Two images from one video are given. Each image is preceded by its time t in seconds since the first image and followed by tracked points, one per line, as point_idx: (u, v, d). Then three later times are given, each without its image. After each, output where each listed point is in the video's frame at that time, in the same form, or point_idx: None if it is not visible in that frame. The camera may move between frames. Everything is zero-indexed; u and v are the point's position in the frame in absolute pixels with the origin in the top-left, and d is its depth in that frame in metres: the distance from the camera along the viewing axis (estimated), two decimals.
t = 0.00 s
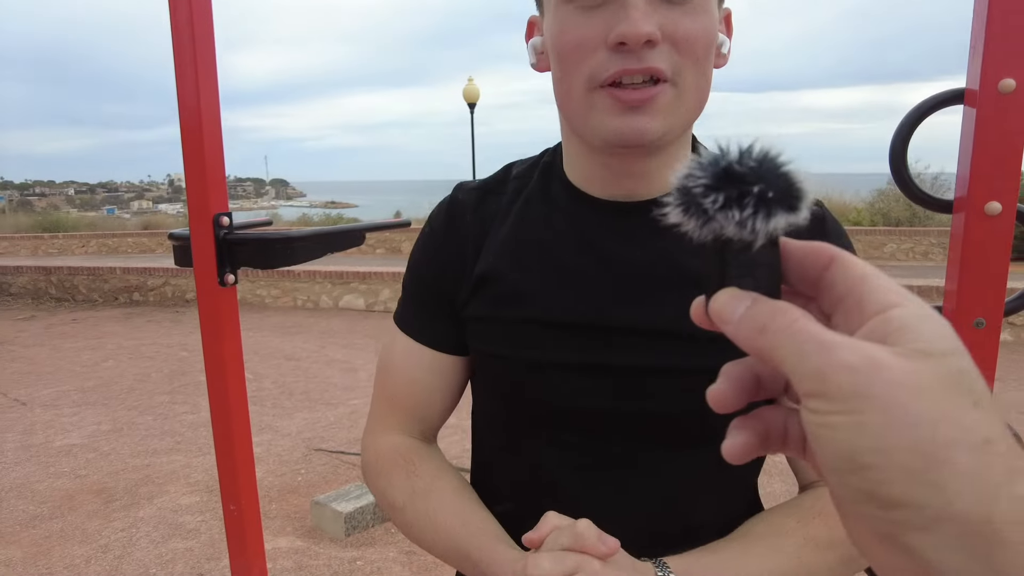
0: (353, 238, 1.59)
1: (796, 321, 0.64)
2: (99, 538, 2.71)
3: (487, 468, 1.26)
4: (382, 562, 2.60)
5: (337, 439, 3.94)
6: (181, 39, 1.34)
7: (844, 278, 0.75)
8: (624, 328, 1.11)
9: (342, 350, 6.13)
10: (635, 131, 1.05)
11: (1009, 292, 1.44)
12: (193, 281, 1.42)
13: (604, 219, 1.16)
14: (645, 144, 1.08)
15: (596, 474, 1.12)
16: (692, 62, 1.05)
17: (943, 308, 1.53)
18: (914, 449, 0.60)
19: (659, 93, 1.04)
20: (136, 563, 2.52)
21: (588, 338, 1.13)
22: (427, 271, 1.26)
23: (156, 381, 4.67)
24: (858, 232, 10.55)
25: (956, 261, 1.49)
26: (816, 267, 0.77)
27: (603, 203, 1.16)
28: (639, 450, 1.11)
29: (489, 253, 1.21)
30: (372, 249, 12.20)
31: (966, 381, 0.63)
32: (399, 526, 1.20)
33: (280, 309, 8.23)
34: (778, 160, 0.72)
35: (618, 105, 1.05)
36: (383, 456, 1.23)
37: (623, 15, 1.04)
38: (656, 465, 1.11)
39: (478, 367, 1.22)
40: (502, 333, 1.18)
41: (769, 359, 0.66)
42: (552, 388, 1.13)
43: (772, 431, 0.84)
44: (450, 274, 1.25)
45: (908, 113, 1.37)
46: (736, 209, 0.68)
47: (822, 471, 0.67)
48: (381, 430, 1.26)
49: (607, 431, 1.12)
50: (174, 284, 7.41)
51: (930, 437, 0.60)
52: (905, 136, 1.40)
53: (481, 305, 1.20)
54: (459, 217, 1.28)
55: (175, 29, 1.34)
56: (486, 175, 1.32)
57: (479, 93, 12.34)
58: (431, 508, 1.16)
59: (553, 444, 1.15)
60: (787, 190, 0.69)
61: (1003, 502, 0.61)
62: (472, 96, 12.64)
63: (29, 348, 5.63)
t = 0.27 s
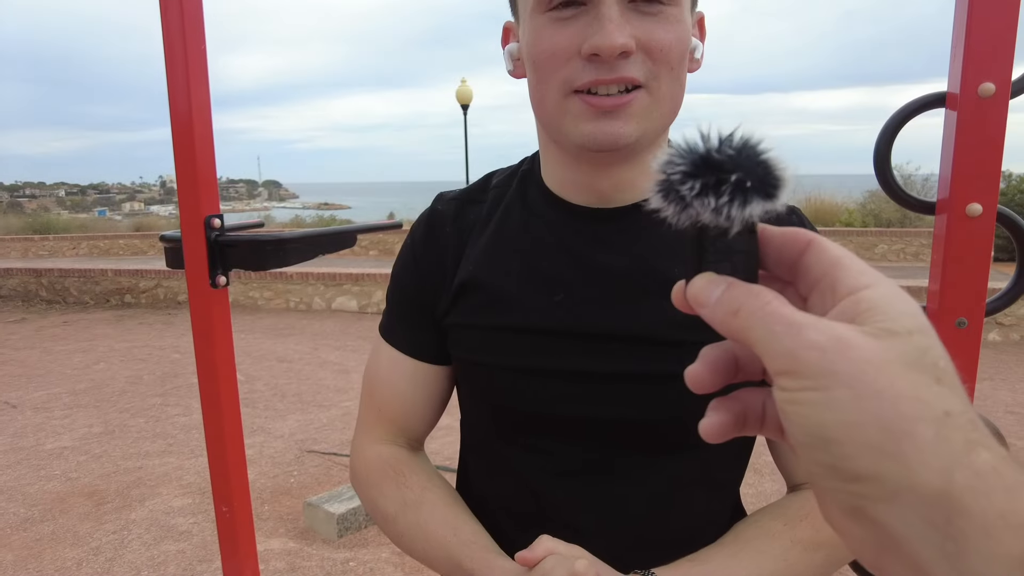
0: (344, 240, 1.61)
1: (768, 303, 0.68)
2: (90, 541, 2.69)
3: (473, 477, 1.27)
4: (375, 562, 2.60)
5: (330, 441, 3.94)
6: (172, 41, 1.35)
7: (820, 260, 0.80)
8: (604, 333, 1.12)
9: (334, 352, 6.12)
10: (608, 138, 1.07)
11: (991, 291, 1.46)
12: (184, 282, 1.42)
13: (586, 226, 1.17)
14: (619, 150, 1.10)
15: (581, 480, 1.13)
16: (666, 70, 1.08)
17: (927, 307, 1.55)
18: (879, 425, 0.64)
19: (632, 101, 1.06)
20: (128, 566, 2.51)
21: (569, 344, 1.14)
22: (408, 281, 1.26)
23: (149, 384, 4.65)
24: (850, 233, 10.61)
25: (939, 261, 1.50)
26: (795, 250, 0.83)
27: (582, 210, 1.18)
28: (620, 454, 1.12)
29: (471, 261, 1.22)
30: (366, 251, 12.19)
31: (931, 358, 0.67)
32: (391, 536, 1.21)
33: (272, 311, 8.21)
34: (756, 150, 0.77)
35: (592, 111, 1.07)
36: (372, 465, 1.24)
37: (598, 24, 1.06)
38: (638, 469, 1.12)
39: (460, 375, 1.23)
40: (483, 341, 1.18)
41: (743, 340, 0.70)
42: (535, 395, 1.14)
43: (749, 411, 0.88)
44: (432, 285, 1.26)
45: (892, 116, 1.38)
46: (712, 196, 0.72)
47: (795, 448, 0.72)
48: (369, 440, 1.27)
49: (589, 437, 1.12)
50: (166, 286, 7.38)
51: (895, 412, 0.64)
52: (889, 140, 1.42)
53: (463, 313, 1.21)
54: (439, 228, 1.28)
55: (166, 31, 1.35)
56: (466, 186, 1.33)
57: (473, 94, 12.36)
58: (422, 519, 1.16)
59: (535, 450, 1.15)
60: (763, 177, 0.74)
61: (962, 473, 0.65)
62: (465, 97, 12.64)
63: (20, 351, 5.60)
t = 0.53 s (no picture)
0: (339, 241, 1.60)
1: (764, 303, 0.69)
2: (83, 543, 2.68)
3: (476, 485, 1.27)
4: (370, 564, 2.60)
5: (324, 442, 3.93)
6: (166, 42, 1.34)
7: (814, 262, 0.82)
8: (603, 343, 1.13)
9: (328, 353, 6.11)
10: (604, 146, 1.08)
11: (982, 291, 1.47)
12: (178, 283, 1.42)
13: (584, 233, 1.18)
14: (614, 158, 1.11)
15: (582, 489, 1.13)
16: (660, 77, 1.08)
17: (919, 306, 1.56)
18: (871, 417, 0.66)
19: (626, 109, 1.07)
20: (121, 569, 2.50)
21: (568, 354, 1.14)
22: (406, 292, 1.26)
23: (141, 385, 4.63)
24: (843, 233, 10.66)
25: (931, 261, 1.51)
26: (789, 252, 0.84)
27: (578, 215, 1.19)
28: (622, 462, 1.13)
29: (469, 272, 1.22)
30: (359, 252, 12.18)
31: (921, 353, 0.68)
32: (400, 545, 1.23)
33: (266, 312, 8.18)
34: (755, 153, 0.79)
35: (586, 119, 1.08)
36: (379, 475, 1.26)
37: (593, 31, 1.06)
38: (639, 476, 1.13)
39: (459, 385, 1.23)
40: (481, 353, 1.18)
41: (739, 339, 0.72)
42: (536, 404, 1.14)
43: (746, 408, 0.91)
44: (429, 296, 1.25)
45: (885, 116, 1.39)
46: (709, 201, 0.75)
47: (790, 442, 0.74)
48: (375, 449, 1.29)
49: (590, 446, 1.13)
50: (158, 287, 7.35)
51: (886, 405, 0.66)
52: (882, 139, 1.42)
53: (461, 325, 1.20)
54: (436, 239, 1.28)
55: (161, 32, 1.34)
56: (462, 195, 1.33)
57: (466, 94, 12.37)
58: (431, 530, 1.18)
59: (536, 460, 1.16)
60: (761, 182, 0.77)
61: (953, 463, 0.66)
62: (459, 97, 12.67)
63: (11, 352, 5.56)
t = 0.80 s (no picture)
0: (335, 240, 1.61)
1: (751, 306, 0.71)
2: (77, 545, 2.67)
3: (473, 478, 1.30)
4: (366, 564, 2.59)
5: (319, 443, 3.92)
6: (160, 42, 1.34)
7: (800, 266, 0.82)
8: (599, 337, 1.17)
9: (323, 354, 6.09)
10: (610, 145, 1.13)
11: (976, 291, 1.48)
12: (174, 283, 1.41)
13: (583, 228, 1.22)
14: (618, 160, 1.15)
15: (577, 480, 1.16)
16: (661, 77, 1.14)
17: (914, 307, 1.57)
18: (852, 412, 0.67)
19: (631, 109, 1.12)
20: (116, 570, 2.49)
21: (565, 348, 1.18)
22: (408, 290, 1.30)
23: (135, 386, 4.61)
24: (836, 233, 10.71)
25: (926, 262, 1.52)
26: (776, 257, 0.86)
27: (578, 211, 1.23)
28: (616, 454, 1.16)
29: (468, 269, 1.26)
30: (354, 252, 12.16)
31: (901, 352, 0.70)
32: (386, 535, 1.27)
33: (259, 312, 8.15)
34: (746, 164, 0.79)
35: (590, 120, 1.13)
36: (372, 466, 1.29)
37: (597, 33, 1.11)
38: (632, 468, 1.15)
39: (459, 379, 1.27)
40: (481, 348, 1.22)
41: (728, 341, 0.73)
42: (535, 395, 1.18)
43: (735, 407, 0.96)
44: (431, 293, 1.30)
45: (880, 117, 1.40)
46: (701, 212, 0.75)
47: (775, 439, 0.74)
48: (370, 441, 1.32)
49: (586, 437, 1.16)
50: (151, 288, 7.32)
51: (868, 401, 0.67)
52: (876, 140, 1.43)
53: (461, 320, 1.25)
54: (437, 236, 1.33)
55: (155, 32, 1.33)
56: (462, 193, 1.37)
57: (460, 94, 12.36)
58: (417, 522, 1.22)
59: (533, 452, 1.19)
60: (751, 194, 0.76)
61: (931, 457, 0.67)
62: (453, 97, 12.67)
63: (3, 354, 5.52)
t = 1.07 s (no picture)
0: (329, 240, 1.61)
1: (740, 298, 0.77)
2: (69, 549, 2.65)
3: (470, 467, 1.30)
4: (361, 566, 2.59)
5: (313, 444, 3.91)
6: (153, 40, 1.33)
7: (789, 261, 0.89)
8: (596, 328, 1.18)
9: (316, 355, 6.07)
10: (608, 144, 1.14)
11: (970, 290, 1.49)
12: (167, 284, 1.40)
13: (582, 220, 1.23)
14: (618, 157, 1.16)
15: (573, 467, 1.18)
16: (659, 78, 1.14)
17: (909, 305, 1.58)
18: (834, 396, 0.72)
19: (630, 109, 1.12)
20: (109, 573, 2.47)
21: (562, 337, 1.19)
22: (407, 278, 1.31)
23: (126, 388, 4.58)
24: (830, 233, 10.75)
25: (921, 261, 1.53)
26: (767, 253, 0.92)
27: (577, 203, 1.24)
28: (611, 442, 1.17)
29: (467, 258, 1.27)
30: (347, 252, 12.11)
31: (880, 341, 0.75)
32: (364, 520, 1.27)
33: (252, 313, 8.11)
34: (738, 164, 0.83)
35: (591, 120, 1.13)
36: (354, 452, 1.30)
37: (596, 35, 1.12)
38: (627, 455, 1.16)
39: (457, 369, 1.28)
40: (479, 336, 1.23)
41: (719, 333, 0.79)
42: (534, 384, 1.19)
43: (725, 397, 0.98)
44: (430, 282, 1.30)
45: (875, 117, 1.41)
46: (693, 209, 0.78)
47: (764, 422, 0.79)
48: (354, 427, 1.33)
49: (581, 426, 1.17)
50: (143, 289, 7.27)
51: (849, 385, 0.72)
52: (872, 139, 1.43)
53: (459, 309, 1.25)
54: (437, 225, 1.33)
55: (147, 31, 1.32)
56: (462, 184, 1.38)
57: (454, 94, 12.32)
58: (395, 504, 1.23)
59: (529, 439, 1.20)
60: (742, 192, 0.80)
61: (906, 438, 0.71)
62: (448, 96, 12.63)
63: None
